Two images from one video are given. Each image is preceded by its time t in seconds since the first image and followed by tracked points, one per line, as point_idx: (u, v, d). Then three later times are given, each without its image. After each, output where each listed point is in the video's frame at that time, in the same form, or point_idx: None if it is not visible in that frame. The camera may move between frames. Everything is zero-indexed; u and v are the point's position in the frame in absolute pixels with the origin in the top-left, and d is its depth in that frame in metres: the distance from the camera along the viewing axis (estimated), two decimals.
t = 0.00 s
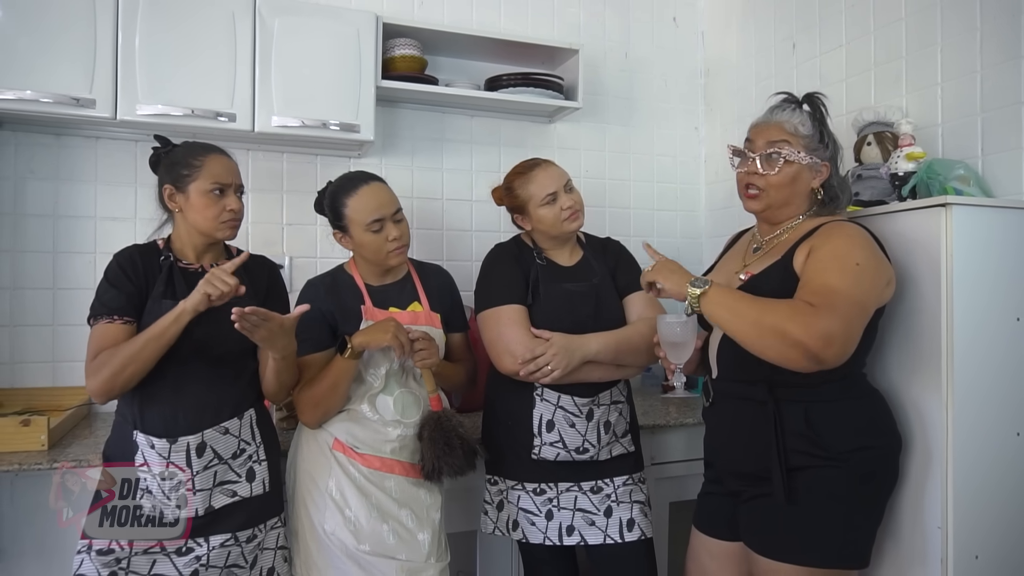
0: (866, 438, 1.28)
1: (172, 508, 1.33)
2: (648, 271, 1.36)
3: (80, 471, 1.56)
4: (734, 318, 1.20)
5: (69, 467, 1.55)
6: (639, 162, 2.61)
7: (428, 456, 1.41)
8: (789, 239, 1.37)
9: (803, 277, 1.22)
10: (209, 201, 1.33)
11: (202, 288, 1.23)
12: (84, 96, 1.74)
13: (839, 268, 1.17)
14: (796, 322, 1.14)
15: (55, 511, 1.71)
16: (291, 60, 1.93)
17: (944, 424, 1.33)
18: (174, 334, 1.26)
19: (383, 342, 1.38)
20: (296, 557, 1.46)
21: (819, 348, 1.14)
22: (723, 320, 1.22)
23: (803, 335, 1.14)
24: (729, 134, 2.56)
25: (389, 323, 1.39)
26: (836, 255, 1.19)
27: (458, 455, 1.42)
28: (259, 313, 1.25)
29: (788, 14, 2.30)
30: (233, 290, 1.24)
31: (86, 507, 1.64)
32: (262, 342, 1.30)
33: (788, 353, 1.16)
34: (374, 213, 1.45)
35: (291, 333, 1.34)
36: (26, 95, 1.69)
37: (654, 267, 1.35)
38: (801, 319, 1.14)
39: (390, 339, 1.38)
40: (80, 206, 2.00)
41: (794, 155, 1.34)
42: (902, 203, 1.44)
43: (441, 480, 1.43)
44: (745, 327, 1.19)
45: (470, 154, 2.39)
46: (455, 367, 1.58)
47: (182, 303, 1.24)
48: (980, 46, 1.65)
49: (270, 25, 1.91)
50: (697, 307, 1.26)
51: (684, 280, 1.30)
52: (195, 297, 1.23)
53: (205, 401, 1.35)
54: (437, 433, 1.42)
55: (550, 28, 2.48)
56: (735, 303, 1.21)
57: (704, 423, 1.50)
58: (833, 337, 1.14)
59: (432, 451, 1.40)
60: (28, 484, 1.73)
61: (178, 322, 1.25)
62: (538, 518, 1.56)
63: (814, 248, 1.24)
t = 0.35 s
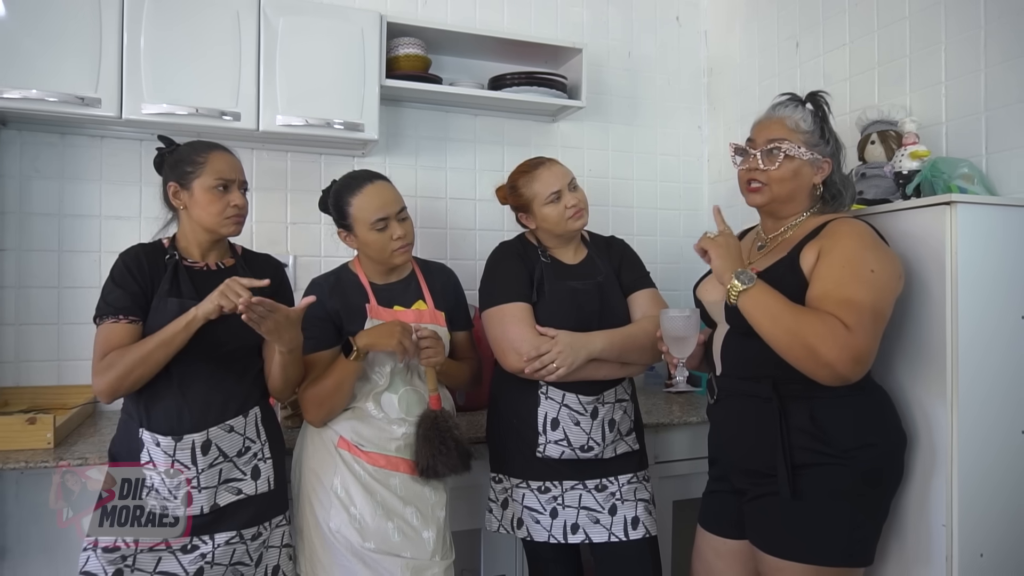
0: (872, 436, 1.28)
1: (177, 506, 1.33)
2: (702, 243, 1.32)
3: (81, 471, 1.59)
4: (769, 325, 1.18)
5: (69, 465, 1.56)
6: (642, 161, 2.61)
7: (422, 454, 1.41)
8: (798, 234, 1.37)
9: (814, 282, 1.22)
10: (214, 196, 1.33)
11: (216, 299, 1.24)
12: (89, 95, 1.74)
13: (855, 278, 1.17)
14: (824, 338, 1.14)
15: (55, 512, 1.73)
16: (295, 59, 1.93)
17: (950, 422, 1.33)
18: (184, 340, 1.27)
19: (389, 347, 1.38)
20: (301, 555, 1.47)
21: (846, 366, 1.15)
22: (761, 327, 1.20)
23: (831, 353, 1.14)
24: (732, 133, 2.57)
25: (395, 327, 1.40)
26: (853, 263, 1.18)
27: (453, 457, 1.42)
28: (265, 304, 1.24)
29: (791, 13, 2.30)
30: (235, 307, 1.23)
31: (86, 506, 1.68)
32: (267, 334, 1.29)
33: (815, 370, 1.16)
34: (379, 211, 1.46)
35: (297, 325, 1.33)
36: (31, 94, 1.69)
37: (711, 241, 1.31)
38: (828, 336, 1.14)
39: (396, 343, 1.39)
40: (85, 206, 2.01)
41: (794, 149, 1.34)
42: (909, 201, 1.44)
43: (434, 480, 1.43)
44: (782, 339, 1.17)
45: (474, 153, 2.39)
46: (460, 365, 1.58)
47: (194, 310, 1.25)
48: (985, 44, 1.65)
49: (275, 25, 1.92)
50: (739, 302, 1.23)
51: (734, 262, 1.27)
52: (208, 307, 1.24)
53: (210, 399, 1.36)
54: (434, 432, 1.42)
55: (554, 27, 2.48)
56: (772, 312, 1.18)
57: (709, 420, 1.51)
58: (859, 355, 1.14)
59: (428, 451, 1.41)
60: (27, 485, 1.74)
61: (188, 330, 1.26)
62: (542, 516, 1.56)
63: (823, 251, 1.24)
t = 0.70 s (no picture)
0: (877, 435, 1.28)
1: (180, 505, 1.33)
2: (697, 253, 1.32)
3: (81, 471, 1.60)
4: (770, 330, 1.19)
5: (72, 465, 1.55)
6: (645, 160, 2.61)
7: (420, 451, 1.41)
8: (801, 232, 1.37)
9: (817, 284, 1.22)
10: (205, 206, 1.32)
11: (227, 299, 1.24)
12: (93, 95, 1.74)
13: (858, 278, 1.17)
14: (827, 341, 1.15)
15: (55, 511, 1.78)
16: (298, 59, 1.93)
17: (954, 421, 1.33)
18: (193, 343, 1.27)
19: (400, 351, 1.39)
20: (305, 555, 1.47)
21: (851, 368, 1.16)
22: (762, 332, 1.20)
23: (834, 355, 1.15)
24: (735, 133, 2.56)
25: (403, 331, 1.41)
26: (856, 263, 1.18)
27: (449, 456, 1.41)
28: (266, 300, 1.25)
29: (794, 12, 2.30)
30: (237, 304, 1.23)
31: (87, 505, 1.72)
32: (268, 331, 1.29)
33: (820, 372, 1.17)
34: (380, 210, 1.46)
35: (298, 320, 1.34)
36: (35, 94, 1.69)
37: (700, 258, 1.32)
38: (831, 340, 1.15)
39: (406, 346, 1.40)
40: (89, 205, 2.01)
41: (794, 151, 1.34)
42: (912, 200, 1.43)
43: (428, 478, 1.42)
44: (783, 346, 1.18)
45: (476, 153, 2.39)
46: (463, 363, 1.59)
47: (205, 314, 1.25)
48: (989, 44, 1.65)
49: (278, 24, 1.92)
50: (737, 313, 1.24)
51: (728, 273, 1.27)
52: (219, 310, 1.24)
53: (214, 398, 1.36)
54: (431, 430, 1.42)
55: (556, 27, 2.48)
56: (773, 319, 1.19)
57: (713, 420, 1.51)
58: (862, 355, 1.15)
59: (425, 451, 1.41)
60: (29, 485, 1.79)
61: (196, 334, 1.26)
62: (546, 516, 1.56)
63: (826, 251, 1.24)
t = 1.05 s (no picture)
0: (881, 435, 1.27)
1: (182, 505, 1.32)
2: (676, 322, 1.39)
3: (81, 471, 1.60)
4: (784, 363, 1.23)
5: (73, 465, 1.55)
6: (647, 160, 2.61)
7: (418, 449, 1.41)
8: (801, 228, 1.37)
9: (823, 285, 1.22)
10: (213, 200, 1.33)
11: (226, 301, 1.24)
12: (95, 95, 1.74)
13: (863, 282, 1.17)
14: (842, 362, 1.17)
15: (55, 512, 1.79)
16: (300, 60, 1.93)
17: (958, 421, 1.33)
18: (196, 345, 1.27)
19: (402, 348, 1.40)
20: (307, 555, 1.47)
21: (875, 377, 1.17)
22: (777, 366, 1.24)
23: (854, 374, 1.17)
24: (737, 133, 2.56)
25: (406, 327, 1.41)
26: (861, 265, 1.18)
27: (449, 455, 1.41)
28: (265, 300, 1.25)
29: (797, 12, 2.30)
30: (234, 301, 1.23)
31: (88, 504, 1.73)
32: (268, 331, 1.29)
33: (845, 388, 1.20)
34: (374, 211, 1.46)
35: (298, 321, 1.34)
36: (38, 94, 1.69)
37: (693, 344, 1.36)
38: (844, 360, 1.17)
39: (408, 344, 1.40)
40: (91, 206, 2.01)
41: (777, 148, 1.36)
42: (916, 200, 1.43)
43: (428, 477, 1.42)
44: (803, 380, 1.22)
45: (478, 153, 2.39)
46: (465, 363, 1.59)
47: (205, 315, 1.25)
48: (992, 44, 1.65)
49: (280, 24, 1.92)
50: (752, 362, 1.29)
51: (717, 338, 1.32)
52: (218, 311, 1.24)
53: (217, 399, 1.36)
54: (433, 430, 1.42)
55: (558, 27, 2.48)
56: (785, 359, 1.23)
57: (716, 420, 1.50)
58: (882, 363, 1.16)
59: (426, 450, 1.40)
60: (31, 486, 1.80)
61: (200, 335, 1.26)
62: (548, 516, 1.56)
63: (828, 251, 1.23)
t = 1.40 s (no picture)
0: (884, 436, 1.27)
1: (187, 506, 1.32)
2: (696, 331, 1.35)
3: (82, 471, 1.60)
4: (809, 372, 1.22)
5: (76, 465, 1.55)
6: (649, 160, 2.61)
7: (422, 450, 1.41)
8: (812, 229, 1.36)
9: (842, 290, 1.21)
10: (231, 201, 1.33)
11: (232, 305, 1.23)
12: (98, 95, 1.75)
13: (883, 286, 1.16)
14: (869, 369, 1.16)
15: (55, 511, 1.79)
16: (302, 60, 1.93)
17: (960, 421, 1.33)
18: (199, 348, 1.27)
19: (405, 349, 1.39)
20: (309, 555, 1.47)
21: (905, 382, 1.16)
22: (803, 375, 1.24)
23: (883, 380, 1.16)
24: (738, 133, 2.56)
25: (408, 327, 1.41)
26: (880, 269, 1.17)
27: (453, 456, 1.41)
28: (259, 304, 1.24)
29: (799, 12, 2.30)
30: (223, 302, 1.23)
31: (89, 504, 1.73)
32: (265, 334, 1.29)
33: (874, 394, 1.19)
34: (369, 214, 1.45)
35: (294, 323, 1.34)
36: (41, 95, 1.70)
37: (716, 352, 1.33)
38: (871, 366, 1.16)
39: (411, 344, 1.40)
40: (94, 206, 2.02)
41: (778, 146, 1.36)
42: (920, 200, 1.42)
43: (431, 477, 1.42)
44: (831, 389, 1.21)
45: (480, 153, 2.39)
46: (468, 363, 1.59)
47: (211, 319, 1.26)
48: (995, 43, 1.65)
49: (283, 24, 1.92)
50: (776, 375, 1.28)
51: (744, 351, 1.30)
52: (225, 315, 1.25)
53: (221, 400, 1.36)
54: (437, 430, 1.42)
55: (560, 26, 2.48)
56: (809, 368, 1.22)
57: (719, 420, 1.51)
58: (911, 367, 1.15)
59: (430, 450, 1.40)
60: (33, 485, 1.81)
61: (204, 338, 1.26)
62: (550, 516, 1.56)
63: (845, 258, 1.23)
